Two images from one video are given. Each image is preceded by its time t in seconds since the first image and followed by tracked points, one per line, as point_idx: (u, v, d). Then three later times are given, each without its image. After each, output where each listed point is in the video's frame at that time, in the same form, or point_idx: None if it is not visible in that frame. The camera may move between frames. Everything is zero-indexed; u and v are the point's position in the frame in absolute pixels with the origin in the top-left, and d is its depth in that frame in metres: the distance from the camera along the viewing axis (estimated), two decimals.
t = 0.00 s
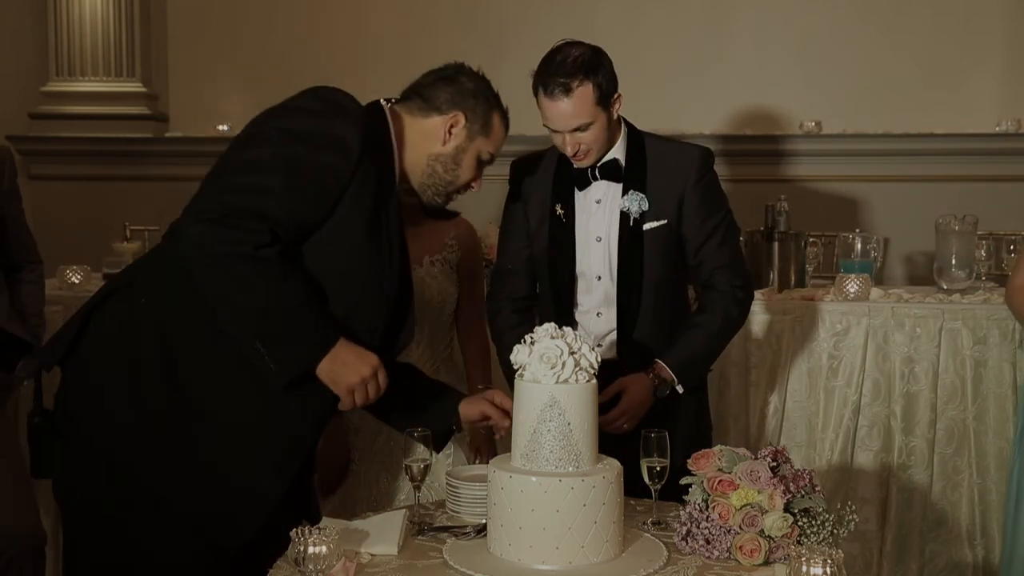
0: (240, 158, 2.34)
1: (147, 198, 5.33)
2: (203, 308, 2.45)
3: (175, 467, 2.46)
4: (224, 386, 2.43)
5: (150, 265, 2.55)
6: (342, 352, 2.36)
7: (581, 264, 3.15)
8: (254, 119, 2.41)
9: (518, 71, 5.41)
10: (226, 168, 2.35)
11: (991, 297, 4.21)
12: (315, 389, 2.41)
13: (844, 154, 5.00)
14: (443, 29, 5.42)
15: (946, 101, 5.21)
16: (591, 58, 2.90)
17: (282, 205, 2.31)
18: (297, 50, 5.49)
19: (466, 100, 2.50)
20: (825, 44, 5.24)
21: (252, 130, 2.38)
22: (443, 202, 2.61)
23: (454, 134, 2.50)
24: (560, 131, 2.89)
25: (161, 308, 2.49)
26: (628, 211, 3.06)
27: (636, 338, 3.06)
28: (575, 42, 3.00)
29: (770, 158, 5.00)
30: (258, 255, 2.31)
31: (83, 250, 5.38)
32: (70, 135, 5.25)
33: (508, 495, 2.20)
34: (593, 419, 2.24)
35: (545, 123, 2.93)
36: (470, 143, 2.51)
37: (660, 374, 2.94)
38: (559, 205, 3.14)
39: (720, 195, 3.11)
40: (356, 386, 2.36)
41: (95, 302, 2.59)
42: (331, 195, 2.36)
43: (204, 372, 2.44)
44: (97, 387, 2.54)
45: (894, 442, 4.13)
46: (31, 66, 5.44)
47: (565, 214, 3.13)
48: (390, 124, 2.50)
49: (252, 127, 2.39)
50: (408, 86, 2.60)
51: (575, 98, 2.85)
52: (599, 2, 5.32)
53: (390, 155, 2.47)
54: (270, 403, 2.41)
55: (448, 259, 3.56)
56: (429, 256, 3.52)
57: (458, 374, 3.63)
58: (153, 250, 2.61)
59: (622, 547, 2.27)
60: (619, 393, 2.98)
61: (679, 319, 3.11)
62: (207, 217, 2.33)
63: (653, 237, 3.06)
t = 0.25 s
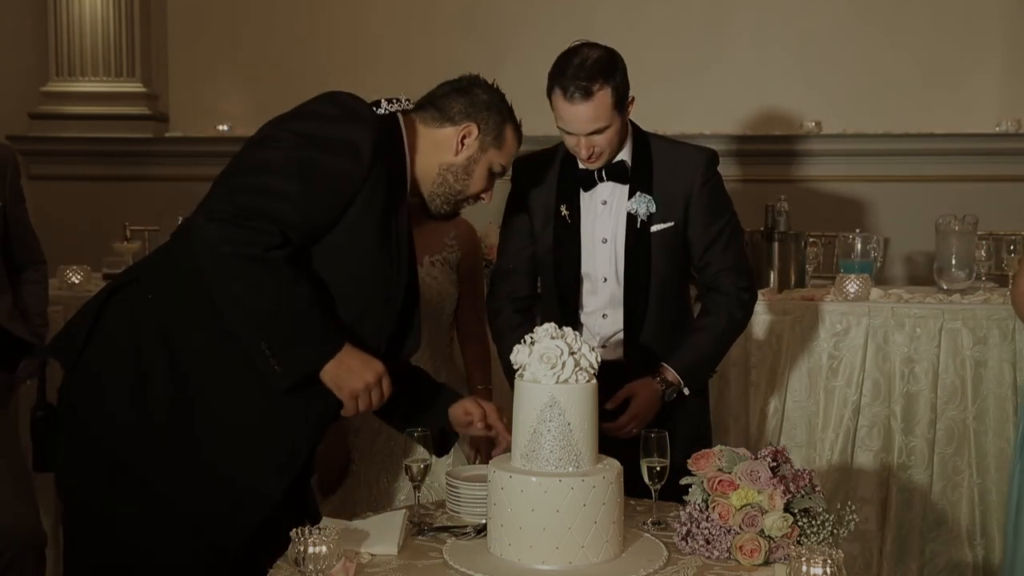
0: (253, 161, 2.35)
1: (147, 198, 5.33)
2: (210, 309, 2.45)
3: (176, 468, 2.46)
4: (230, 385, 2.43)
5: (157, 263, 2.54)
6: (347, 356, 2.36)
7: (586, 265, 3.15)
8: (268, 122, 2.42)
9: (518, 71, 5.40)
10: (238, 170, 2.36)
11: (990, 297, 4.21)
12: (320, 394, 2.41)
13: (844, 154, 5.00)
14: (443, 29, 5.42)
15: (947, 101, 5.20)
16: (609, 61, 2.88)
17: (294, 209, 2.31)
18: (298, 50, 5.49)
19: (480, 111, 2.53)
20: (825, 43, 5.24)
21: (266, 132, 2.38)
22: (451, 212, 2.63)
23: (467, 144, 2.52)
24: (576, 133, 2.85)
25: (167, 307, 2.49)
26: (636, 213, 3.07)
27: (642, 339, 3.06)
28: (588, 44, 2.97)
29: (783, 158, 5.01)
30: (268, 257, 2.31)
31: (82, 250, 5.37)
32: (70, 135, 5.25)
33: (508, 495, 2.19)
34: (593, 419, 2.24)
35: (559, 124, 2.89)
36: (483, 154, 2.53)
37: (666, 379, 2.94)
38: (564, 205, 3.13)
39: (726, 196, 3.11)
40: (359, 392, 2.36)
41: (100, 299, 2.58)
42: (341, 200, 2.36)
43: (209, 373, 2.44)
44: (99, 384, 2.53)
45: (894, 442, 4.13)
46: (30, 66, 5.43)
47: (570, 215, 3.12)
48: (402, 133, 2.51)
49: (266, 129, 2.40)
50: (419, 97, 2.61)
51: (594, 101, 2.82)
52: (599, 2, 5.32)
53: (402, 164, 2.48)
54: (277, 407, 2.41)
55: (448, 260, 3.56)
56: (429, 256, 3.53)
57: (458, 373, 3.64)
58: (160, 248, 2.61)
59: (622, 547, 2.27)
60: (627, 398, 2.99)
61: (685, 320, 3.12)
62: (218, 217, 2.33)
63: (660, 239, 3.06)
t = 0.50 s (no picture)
0: (256, 161, 2.36)
1: (147, 198, 5.33)
2: (211, 309, 2.45)
3: (175, 468, 2.47)
4: (231, 386, 2.43)
5: (160, 263, 2.55)
6: (347, 357, 2.36)
7: (590, 266, 3.15)
8: (271, 123, 2.43)
9: (518, 71, 5.40)
10: (240, 170, 2.37)
11: (990, 297, 4.21)
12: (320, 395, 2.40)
13: (844, 154, 5.01)
14: (443, 29, 5.42)
15: (946, 101, 5.20)
16: (619, 64, 2.87)
17: (295, 210, 2.32)
18: (298, 50, 5.49)
19: (484, 112, 2.53)
20: (825, 43, 5.24)
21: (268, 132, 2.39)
22: (453, 216, 2.62)
23: (471, 146, 2.52)
24: (585, 135, 2.85)
25: (169, 307, 2.49)
26: (640, 214, 3.06)
27: (643, 340, 3.06)
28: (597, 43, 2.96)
29: (790, 158, 5.02)
30: (268, 257, 2.31)
31: (82, 250, 5.37)
32: (70, 135, 5.25)
33: (507, 495, 2.20)
34: (593, 419, 2.24)
35: (567, 125, 2.89)
36: (486, 155, 2.53)
37: (669, 379, 2.94)
38: (566, 205, 3.13)
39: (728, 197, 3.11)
40: (362, 392, 2.36)
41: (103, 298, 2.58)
42: (342, 201, 2.36)
43: (210, 373, 2.44)
44: (100, 383, 2.54)
45: (894, 442, 4.13)
46: (30, 66, 5.43)
47: (573, 215, 3.12)
48: (405, 137, 2.51)
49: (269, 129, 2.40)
50: (423, 102, 2.62)
51: (605, 104, 2.82)
52: (599, 2, 5.32)
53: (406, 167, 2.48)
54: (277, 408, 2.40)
55: (448, 260, 3.56)
56: (430, 257, 3.53)
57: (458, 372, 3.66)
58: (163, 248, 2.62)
59: (622, 546, 2.28)
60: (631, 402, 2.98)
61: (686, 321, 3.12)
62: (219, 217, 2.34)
63: (664, 239, 3.06)
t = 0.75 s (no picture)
0: (257, 163, 2.35)
1: (147, 198, 5.33)
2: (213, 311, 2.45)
3: (176, 470, 2.46)
4: (232, 387, 2.43)
5: (161, 264, 2.55)
6: (353, 352, 2.38)
7: (589, 265, 3.15)
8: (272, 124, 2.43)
9: (518, 71, 5.40)
10: (241, 172, 2.36)
11: (990, 297, 4.21)
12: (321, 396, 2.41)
13: (843, 154, 5.01)
14: (443, 29, 5.42)
15: (947, 101, 5.20)
16: (620, 62, 2.87)
17: (297, 212, 2.32)
18: (298, 50, 5.49)
19: (478, 99, 2.53)
20: (825, 43, 5.24)
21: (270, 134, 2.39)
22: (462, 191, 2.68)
23: (474, 136, 2.54)
24: (585, 133, 2.85)
25: (170, 309, 2.49)
26: (639, 213, 3.06)
27: (642, 340, 3.05)
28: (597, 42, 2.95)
29: (791, 158, 5.02)
30: (270, 258, 2.31)
31: (82, 250, 5.37)
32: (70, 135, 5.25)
33: (507, 495, 2.20)
34: (593, 419, 2.24)
35: (567, 123, 2.89)
36: (489, 138, 2.57)
37: (665, 381, 2.94)
38: (566, 204, 3.14)
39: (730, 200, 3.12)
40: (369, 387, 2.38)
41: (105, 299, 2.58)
42: (344, 203, 2.36)
43: (211, 375, 2.44)
44: (101, 385, 2.54)
45: (894, 442, 4.13)
46: (30, 67, 5.43)
47: (573, 214, 3.12)
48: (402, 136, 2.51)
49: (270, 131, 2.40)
50: (405, 93, 2.59)
51: (606, 103, 2.82)
52: (599, 2, 5.32)
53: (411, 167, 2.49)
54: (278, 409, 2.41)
55: (451, 264, 3.55)
56: (432, 259, 3.51)
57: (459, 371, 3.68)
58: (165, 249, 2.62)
59: (622, 547, 2.27)
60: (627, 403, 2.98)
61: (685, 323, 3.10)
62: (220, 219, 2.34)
63: (663, 238, 3.06)
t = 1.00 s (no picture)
0: (257, 165, 2.35)
1: (147, 198, 5.33)
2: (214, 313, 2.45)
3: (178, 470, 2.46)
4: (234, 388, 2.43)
5: (163, 265, 2.55)
6: (363, 342, 2.39)
7: (593, 264, 3.15)
8: (271, 125, 2.42)
9: (518, 71, 5.40)
10: (241, 174, 2.36)
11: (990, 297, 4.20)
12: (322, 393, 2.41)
13: (843, 154, 5.01)
14: (443, 29, 5.42)
15: (947, 101, 5.20)
16: (618, 59, 2.87)
17: (298, 213, 2.31)
18: (298, 51, 5.49)
19: (472, 92, 2.53)
20: (825, 44, 5.24)
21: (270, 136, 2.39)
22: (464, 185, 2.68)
23: (469, 128, 2.54)
24: (584, 131, 2.86)
25: (172, 309, 2.49)
26: (642, 212, 3.06)
27: (642, 343, 3.06)
28: (599, 40, 2.96)
29: (791, 158, 5.02)
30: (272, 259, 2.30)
31: (82, 250, 5.37)
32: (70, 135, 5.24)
33: (507, 494, 2.20)
34: (593, 419, 2.24)
35: (568, 121, 2.90)
36: (484, 129, 2.56)
37: (650, 382, 2.93)
38: (576, 202, 3.14)
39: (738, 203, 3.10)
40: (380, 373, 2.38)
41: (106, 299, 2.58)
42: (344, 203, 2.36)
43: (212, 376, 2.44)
44: (103, 385, 2.54)
45: (894, 442, 4.13)
46: (30, 67, 5.43)
47: (582, 212, 3.13)
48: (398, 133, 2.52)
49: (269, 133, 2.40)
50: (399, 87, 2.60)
51: (603, 100, 2.82)
52: (599, 2, 5.32)
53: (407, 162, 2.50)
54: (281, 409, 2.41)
55: (452, 269, 3.56)
56: (433, 264, 3.51)
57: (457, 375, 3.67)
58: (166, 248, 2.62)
59: (622, 546, 2.28)
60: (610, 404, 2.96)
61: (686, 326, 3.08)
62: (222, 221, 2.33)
63: (666, 239, 3.06)
